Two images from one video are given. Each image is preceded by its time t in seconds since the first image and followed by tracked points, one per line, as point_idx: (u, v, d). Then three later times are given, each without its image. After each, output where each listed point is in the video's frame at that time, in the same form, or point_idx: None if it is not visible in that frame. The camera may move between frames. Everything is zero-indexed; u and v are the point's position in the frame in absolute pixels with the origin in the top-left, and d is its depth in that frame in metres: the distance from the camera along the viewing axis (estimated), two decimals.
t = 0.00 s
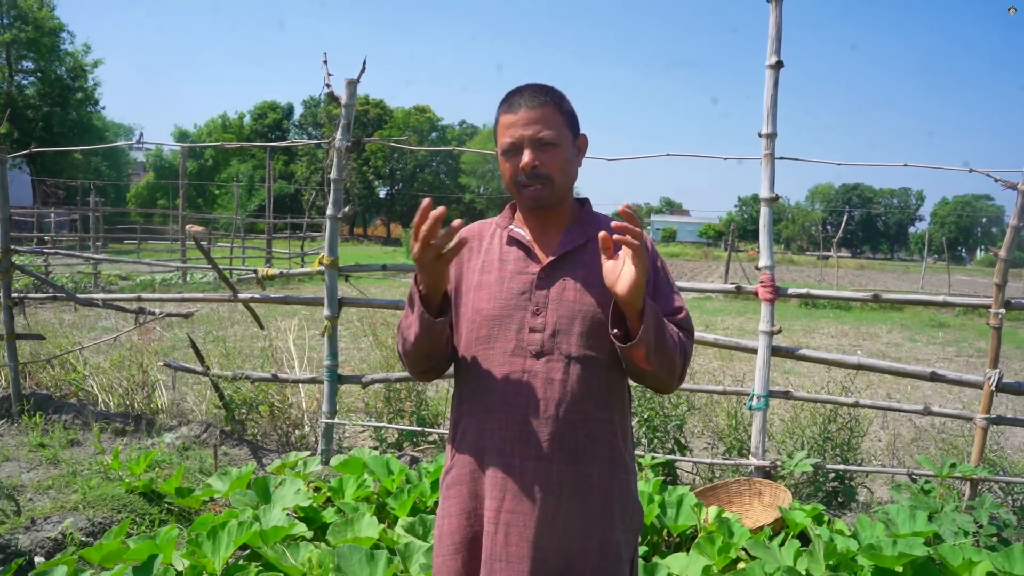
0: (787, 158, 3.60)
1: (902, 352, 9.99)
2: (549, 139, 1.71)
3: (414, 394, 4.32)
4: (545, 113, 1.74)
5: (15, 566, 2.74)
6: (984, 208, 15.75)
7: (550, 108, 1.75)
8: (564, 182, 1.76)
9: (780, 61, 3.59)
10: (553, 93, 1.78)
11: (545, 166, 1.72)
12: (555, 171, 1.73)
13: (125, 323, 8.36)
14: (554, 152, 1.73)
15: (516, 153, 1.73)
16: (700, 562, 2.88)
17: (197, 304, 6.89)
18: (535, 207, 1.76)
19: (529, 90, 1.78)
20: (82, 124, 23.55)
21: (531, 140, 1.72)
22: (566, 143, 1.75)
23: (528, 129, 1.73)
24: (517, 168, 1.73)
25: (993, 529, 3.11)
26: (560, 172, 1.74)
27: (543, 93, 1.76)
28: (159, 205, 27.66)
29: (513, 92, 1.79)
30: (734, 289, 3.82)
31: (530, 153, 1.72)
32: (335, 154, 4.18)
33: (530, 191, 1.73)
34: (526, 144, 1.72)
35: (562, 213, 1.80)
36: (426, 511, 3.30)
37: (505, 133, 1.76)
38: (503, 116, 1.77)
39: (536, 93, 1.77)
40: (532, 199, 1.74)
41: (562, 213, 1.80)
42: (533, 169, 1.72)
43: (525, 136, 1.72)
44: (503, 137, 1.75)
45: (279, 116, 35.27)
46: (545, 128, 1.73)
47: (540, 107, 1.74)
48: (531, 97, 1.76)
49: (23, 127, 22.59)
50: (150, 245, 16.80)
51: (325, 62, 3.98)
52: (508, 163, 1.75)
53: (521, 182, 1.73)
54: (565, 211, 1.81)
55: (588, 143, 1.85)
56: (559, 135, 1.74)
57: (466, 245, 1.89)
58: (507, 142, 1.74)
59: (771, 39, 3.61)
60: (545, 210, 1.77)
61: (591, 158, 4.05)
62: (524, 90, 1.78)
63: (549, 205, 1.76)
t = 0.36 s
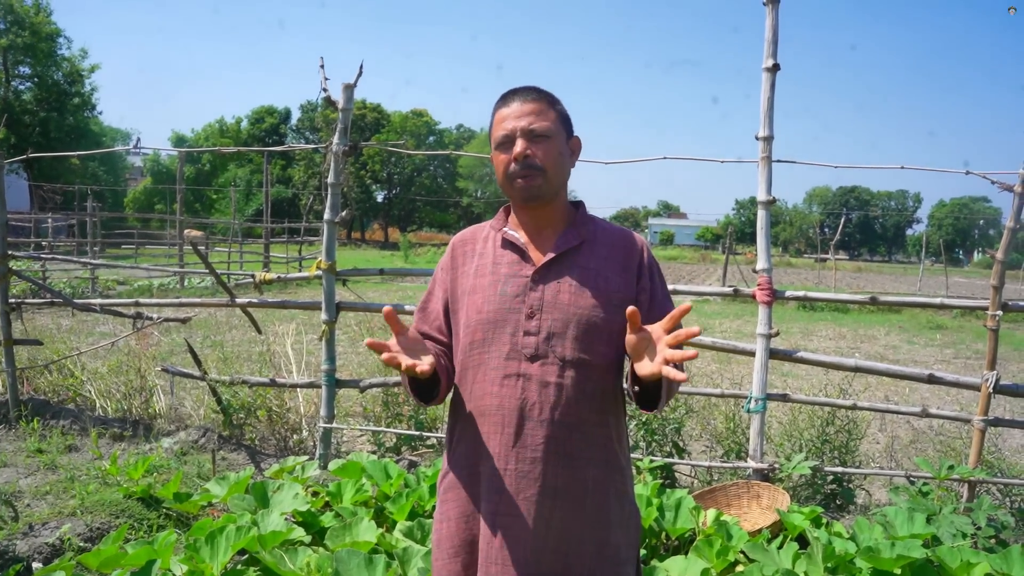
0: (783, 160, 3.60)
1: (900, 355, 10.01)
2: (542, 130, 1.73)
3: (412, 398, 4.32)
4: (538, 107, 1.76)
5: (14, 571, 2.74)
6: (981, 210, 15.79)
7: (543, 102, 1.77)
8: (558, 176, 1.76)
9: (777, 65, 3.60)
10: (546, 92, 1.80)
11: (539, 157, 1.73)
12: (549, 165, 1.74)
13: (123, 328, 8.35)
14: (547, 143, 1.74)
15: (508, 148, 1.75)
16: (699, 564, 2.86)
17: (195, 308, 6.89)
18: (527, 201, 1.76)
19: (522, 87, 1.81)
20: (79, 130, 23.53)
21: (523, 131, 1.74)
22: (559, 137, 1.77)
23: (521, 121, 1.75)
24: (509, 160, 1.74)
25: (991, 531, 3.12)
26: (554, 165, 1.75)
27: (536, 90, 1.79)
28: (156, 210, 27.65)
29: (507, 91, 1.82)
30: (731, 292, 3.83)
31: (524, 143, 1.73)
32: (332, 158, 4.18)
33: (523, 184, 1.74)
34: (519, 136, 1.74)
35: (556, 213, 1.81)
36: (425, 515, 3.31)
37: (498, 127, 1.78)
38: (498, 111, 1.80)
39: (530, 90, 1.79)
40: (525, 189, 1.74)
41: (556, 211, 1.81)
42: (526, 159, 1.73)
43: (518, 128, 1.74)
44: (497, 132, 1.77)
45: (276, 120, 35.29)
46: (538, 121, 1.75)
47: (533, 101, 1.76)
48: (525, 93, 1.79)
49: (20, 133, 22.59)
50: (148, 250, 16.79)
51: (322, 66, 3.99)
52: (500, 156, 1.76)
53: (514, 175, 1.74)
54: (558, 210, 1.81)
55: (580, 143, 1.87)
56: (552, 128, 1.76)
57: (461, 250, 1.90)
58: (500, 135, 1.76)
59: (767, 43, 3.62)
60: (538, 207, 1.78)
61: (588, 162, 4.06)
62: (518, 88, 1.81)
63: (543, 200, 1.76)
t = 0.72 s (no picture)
0: (784, 158, 3.60)
1: (901, 353, 10.01)
2: (532, 131, 1.73)
3: (412, 396, 4.33)
4: (526, 107, 1.76)
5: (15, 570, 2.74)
6: (981, 209, 15.78)
7: (531, 102, 1.77)
8: (552, 175, 1.76)
9: (777, 63, 3.60)
10: (535, 90, 1.80)
11: (531, 158, 1.73)
12: (542, 165, 1.74)
13: (124, 328, 8.36)
14: (538, 144, 1.74)
15: (500, 150, 1.76)
16: (700, 562, 2.88)
17: (195, 307, 6.90)
18: (525, 203, 1.77)
19: (511, 88, 1.81)
20: (79, 129, 23.52)
21: (513, 133, 1.74)
22: (551, 136, 1.77)
23: (510, 123, 1.75)
24: (502, 163, 1.74)
25: (992, 530, 3.12)
26: (547, 166, 1.75)
27: (523, 90, 1.79)
28: (156, 210, 27.66)
29: (496, 93, 1.82)
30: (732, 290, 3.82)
31: (514, 146, 1.74)
32: (332, 157, 4.18)
33: (517, 187, 1.74)
34: (509, 139, 1.75)
35: (555, 212, 1.81)
36: (425, 514, 3.31)
37: (488, 130, 1.78)
38: (485, 117, 1.80)
39: (517, 91, 1.79)
40: (522, 193, 1.75)
41: (554, 210, 1.81)
42: (518, 162, 1.73)
43: (506, 131, 1.74)
44: (488, 137, 1.78)
45: (276, 119, 35.31)
46: (527, 122, 1.75)
47: (521, 102, 1.77)
48: (511, 94, 1.79)
49: (20, 132, 22.60)
50: (148, 249, 16.80)
51: (322, 66, 3.99)
52: (494, 158, 1.77)
53: (507, 177, 1.75)
54: (557, 209, 1.81)
55: (576, 138, 1.86)
56: (543, 127, 1.75)
57: (463, 246, 1.90)
58: (491, 141, 1.76)
59: (768, 41, 3.62)
60: (534, 207, 1.78)
61: (589, 160, 4.06)
62: (507, 89, 1.81)
63: (540, 201, 1.76)
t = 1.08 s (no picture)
0: (787, 151, 3.59)
1: (903, 347, 10.00)
2: (542, 120, 1.72)
3: (415, 389, 4.32)
4: (540, 97, 1.74)
5: (18, 562, 2.74)
6: (984, 203, 15.74)
7: (547, 91, 1.75)
8: (556, 166, 1.75)
9: (781, 56, 3.58)
10: (553, 80, 1.79)
11: (536, 148, 1.71)
12: (547, 155, 1.73)
13: (126, 320, 8.37)
14: (547, 134, 1.73)
15: (506, 133, 1.75)
16: (701, 556, 2.88)
17: (197, 301, 6.90)
18: (524, 191, 1.75)
19: (530, 75, 1.79)
20: (81, 122, 23.50)
21: (522, 119, 1.72)
22: (561, 128, 1.75)
23: (523, 109, 1.73)
24: (505, 148, 1.73)
25: (994, 524, 3.12)
26: (553, 156, 1.74)
27: (543, 79, 1.77)
28: (158, 203, 27.67)
29: (515, 77, 1.81)
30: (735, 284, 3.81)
31: (522, 133, 1.72)
32: (334, 150, 4.17)
33: (518, 174, 1.72)
34: (518, 125, 1.73)
35: (553, 203, 1.80)
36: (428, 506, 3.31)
37: (500, 113, 1.77)
38: (502, 97, 1.79)
39: (537, 78, 1.78)
40: (521, 180, 1.73)
41: (553, 201, 1.80)
42: (522, 150, 1.71)
43: (518, 116, 1.73)
44: (498, 118, 1.76)
45: (278, 112, 35.24)
46: (538, 110, 1.73)
47: (537, 90, 1.75)
48: (529, 80, 1.77)
49: (21, 125, 22.58)
50: (150, 242, 16.80)
51: (325, 58, 3.98)
52: (498, 143, 1.75)
53: (509, 164, 1.73)
54: (555, 201, 1.80)
55: (586, 137, 1.85)
56: (554, 119, 1.74)
57: (460, 233, 1.89)
58: (500, 123, 1.75)
59: (772, 34, 3.60)
60: (533, 196, 1.77)
61: (592, 154, 4.05)
62: (525, 75, 1.79)
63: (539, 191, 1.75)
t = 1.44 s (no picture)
0: (788, 144, 3.58)
1: (903, 340, 10.00)
2: (548, 106, 1.71)
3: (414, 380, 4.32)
4: (547, 84, 1.73)
5: (17, 553, 2.74)
6: (984, 196, 15.73)
7: (553, 80, 1.74)
8: (560, 155, 1.74)
9: (782, 48, 3.56)
10: (560, 71, 1.78)
11: (542, 133, 1.71)
12: (553, 143, 1.72)
13: (125, 311, 8.37)
14: (553, 121, 1.72)
15: (512, 123, 1.73)
16: (701, 548, 2.88)
17: (196, 291, 6.89)
18: (529, 179, 1.74)
19: (536, 63, 1.78)
20: (80, 113, 23.43)
21: (528, 105, 1.72)
22: (566, 116, 1.75)
23: (528, 96, 1.72)
24: (512, 134, 1.72)
25: (993, 516, 3.12)
26: (558, 144, 1.73)
27: (550, 67, 1.76)
28: (158, 193, 27.64)
29: (520, 65, 1.79)
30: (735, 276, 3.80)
31: (528, 118, 1.71)
32: (334, 141, 4.15)
33: (523, 160, 1.72)
34: (525, 111, 1.72)
35: (555, 192, 1.79)
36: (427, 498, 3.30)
37: (506, 100, 1.76)
38: (507, 83, 1.78)
39: (543, 66, 1.76)
40: (526, 166, 1.72)
41: (555, 190, 1.78)
42: (529, 134, 1.71)
43: (524, 102, 1.72)
44: (504, 103, 1.75)
45: (278, 103, 35.15)
46: (545, 96, 1.72)
47: (543, 78, 1.74)
48: (536, 68, 1.76)
49: (20, 116, 22.51)
50: (149, 233, 16.77)
51: (324, 48, 3.96)
52: (503, 130, 1.74)
53: (515, 149, 1.72)
54: (558, 190, 1.79)
55: (589, 127, 1.85)
56: (560, 106, 1.73)
57: (458, 229, 1.88)
58: (506, 108, 1.74)
59: (773, 25, 3.58)
60: (536, 184, 1.76)
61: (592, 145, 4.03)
62: (531, 63, 1.78)
63: (544, 180, 1.74)
